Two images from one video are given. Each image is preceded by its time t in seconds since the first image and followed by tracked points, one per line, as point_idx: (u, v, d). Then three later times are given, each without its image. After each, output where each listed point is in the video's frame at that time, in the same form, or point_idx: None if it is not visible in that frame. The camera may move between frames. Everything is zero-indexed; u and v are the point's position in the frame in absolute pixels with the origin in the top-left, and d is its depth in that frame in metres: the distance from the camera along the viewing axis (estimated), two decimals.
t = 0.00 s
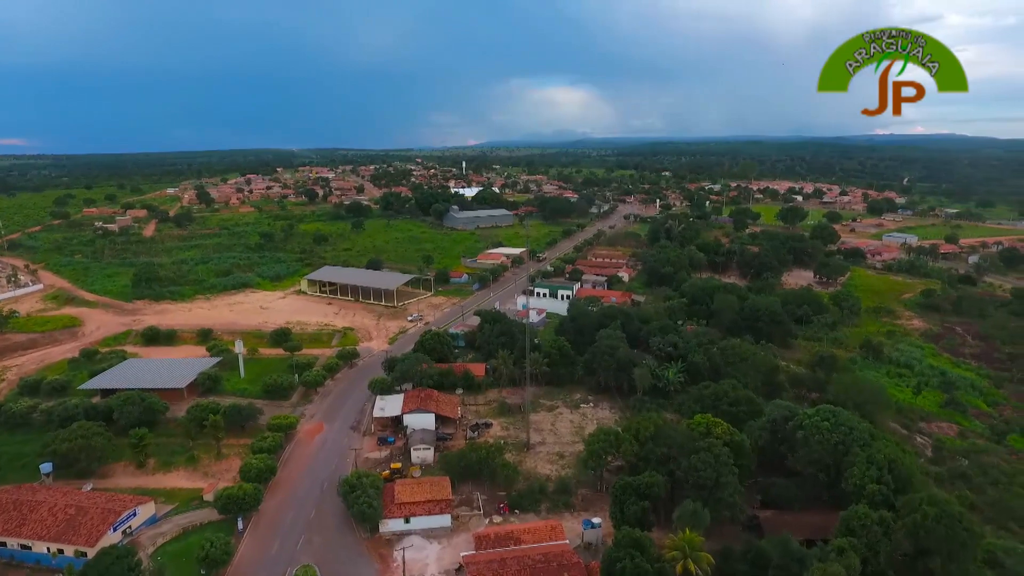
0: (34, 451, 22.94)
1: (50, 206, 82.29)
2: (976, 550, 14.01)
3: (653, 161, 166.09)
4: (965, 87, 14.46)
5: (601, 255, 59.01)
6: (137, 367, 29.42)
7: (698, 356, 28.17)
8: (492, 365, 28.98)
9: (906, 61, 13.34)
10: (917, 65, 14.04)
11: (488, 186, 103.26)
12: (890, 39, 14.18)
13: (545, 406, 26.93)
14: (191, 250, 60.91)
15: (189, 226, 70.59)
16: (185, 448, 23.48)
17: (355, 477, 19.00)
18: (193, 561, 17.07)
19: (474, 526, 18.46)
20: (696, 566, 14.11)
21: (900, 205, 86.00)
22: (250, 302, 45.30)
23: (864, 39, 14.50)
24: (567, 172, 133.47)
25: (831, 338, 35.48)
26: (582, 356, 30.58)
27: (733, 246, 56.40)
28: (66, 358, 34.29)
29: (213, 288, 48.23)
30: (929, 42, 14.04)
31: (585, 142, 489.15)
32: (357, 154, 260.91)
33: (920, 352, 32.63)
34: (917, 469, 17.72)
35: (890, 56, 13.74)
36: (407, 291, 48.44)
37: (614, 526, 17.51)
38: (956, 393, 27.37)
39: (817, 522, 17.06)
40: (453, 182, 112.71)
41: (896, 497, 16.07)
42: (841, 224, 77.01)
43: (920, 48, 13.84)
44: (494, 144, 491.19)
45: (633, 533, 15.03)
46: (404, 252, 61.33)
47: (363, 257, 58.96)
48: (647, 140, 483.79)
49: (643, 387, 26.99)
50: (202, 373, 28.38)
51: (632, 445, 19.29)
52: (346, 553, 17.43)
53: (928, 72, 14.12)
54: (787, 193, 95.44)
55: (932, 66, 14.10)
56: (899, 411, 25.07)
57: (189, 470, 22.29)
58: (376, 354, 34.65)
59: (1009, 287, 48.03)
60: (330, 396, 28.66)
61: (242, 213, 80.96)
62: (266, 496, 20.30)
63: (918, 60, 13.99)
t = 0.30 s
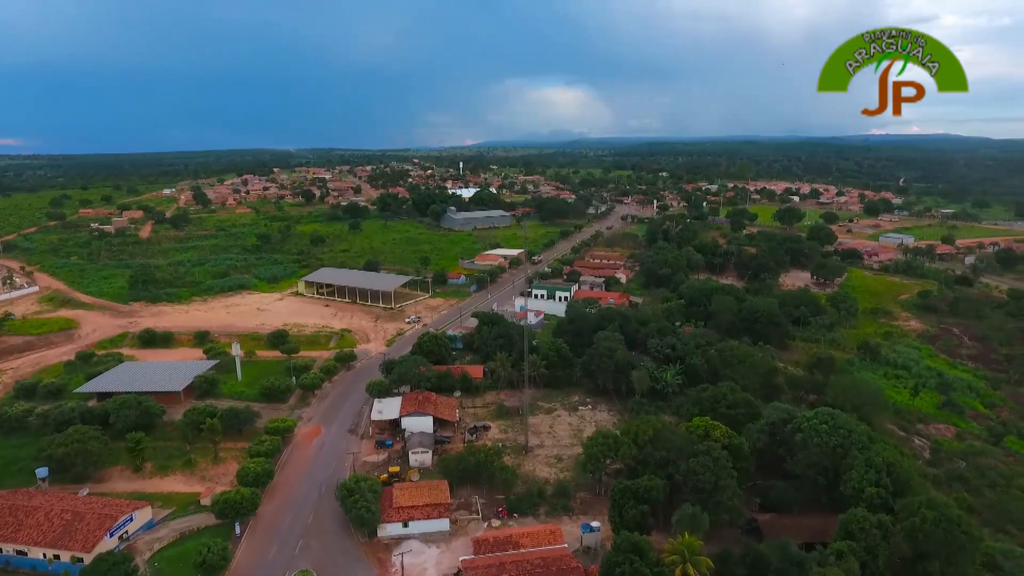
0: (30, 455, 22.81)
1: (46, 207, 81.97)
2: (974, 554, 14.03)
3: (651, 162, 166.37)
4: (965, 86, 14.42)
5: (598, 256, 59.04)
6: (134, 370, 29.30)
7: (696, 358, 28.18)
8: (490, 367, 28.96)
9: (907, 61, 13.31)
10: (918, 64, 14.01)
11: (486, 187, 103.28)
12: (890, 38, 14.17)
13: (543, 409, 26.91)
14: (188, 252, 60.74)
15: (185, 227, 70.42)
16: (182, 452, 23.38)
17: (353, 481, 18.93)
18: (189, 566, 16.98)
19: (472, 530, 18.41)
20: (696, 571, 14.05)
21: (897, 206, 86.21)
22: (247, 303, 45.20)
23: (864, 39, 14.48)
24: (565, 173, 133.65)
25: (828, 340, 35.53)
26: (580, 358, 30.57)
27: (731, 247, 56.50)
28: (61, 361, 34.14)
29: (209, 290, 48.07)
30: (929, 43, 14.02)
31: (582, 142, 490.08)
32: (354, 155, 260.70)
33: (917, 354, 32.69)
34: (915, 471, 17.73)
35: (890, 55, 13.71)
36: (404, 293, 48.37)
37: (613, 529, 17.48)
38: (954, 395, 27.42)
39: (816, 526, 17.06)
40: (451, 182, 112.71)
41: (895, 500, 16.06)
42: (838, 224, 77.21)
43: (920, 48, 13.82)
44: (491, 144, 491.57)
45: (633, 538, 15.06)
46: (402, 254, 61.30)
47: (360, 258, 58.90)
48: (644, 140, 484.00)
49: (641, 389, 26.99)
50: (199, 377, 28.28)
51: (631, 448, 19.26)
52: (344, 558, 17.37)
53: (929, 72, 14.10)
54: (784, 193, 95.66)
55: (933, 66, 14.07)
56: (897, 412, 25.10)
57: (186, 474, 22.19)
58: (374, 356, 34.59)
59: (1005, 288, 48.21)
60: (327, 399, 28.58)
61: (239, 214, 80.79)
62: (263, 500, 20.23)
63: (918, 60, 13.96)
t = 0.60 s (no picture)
0: (25, 460, 22.67)
1: (40, 208, 81.51)
2: (973, 556, 14.09)
3: (647, 162, 166.58)
4: (966, 87, 14.43)
5: (596, 257, 59.04)
6: (130, 373, 29.16)
7: (694, 360, 28.19)
8: (488, 370, 28.92)
9: (906, 61, 13.33)
10: (918, 63, 14.03)
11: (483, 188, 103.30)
12: (890, 38, 14.18)
13: (541, 411, 26.91)
14: (184, 253, 60.52)
15: (181, 228, 70.15)
16: (178, 456, 23.26)
17: (351, 485, 18.86)
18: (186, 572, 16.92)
19: (471, 535, 18.35)
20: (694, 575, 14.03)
21: (893, 207, 86.32)
22: (243, 306, 45.04)
23: (864, 39, 14.50)
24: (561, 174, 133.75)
25: (825, 341, 35.59)
26: (578, 360, 30.55)
27: (728, 249, 56.56)
28: (56, 364, 33.95)
29: (206, 292, 47.90)
30: (929, 43, 14.04)
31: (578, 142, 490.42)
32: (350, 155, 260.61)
33: (914, 355, 32.76)
34: (913, 474, 17.75)
35: (890, 55, 13.71)
36: (401, 294, 48.30)
37: (611, 533, 17.46)
38: (950, 396, 27.48)
39: (814, 529, 17.08)
40: (447, 183, 112.60)
41: (893, 503, 16.10)
42: (834, 225, 77.33)
43: (920, 47, 13.84)
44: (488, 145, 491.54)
45: (631, 542, 15.11)
46: (399, 255, 61.20)
47: (357, 259, 58.78)
48: (641, 141, 484.41)
49: (639, 391, 26.98)
50: (195, 380, 28.14)
51: (629, 452, 19.24)
52: (342, 563, 17.30)
53: (929, 72, 14.10)
54: (781, 194, 95.83)
55: (932, 65, 14.08)
56: (894, 414, 25.15)
57: (183, 478, 22.08)
58: (371, 358, 34.51)
59: (1000, 289, 48.34)
60: (325, 402, 28.51)
61: (235, 215, 80.58)
62: (261, 504, 20.16)
63: (919, 59, 13.97)
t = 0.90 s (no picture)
0: (19, 465, 22.54)
1: (34, 209, 81.06)
2: (970, 559, 14.19)
3: (644, 162, 166.78)
4: (966, 87, 14.45)
5: (592, 258, 59.05)
6: (125, 377, 28.99)
7: (691, 362, 28.21)
8: (484, 372, 28.86)
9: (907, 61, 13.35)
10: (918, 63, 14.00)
11: (479, 188, 103.27)
12: (890, 39, 14.20)
13: (538, 413, 26.87)
14: (178, 255, 60.20)
15: (176, 230, 69.87)
16: (174, 460, 23.15)
17: (348, 489, 18.79)
18: None
19: (468, 539, 18.30)
20: None
21: (888, 208, 86.67)
22: (239, 308, 44.91)
23: (864, 39, 14.54)
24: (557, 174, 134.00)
25: (821, 343, 35.67)
26: (575, 362, 30.53)
27: (724, 250, 56.64)
28: (50, 367, 33.75)
29: (201, 294, 47.67)
30: (929, 43, 14.09)
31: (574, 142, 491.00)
32: (346, 155, 260.38)
33: (910, 356, 32.87)
34: (910, 476, 17.80)
35: (890, 55, 13.72)
36: (397, 296, 48.19)
37: (609, 537, 17.43)
38: (946, 397, 27.57)
39: (811, 531, 17.09)
40: (443, 184, 112.46)
41: (890, 505, 16.15)
42: (829, 226, 77.57)
43: (920, 47, 13.84)
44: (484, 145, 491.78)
45: (629, 546, 15.05)
46: (395, 256, 61.13)
47: (353, 261, 58.67)
48: (637, 141, 484.85)
49: (636, 393, 26.96)
50: (190, 383, 28.01)
51: (626, 455, 19.22)
52: (339, 567, 17.22)
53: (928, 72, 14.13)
54: (776, 194, 96.09)
55: (931, 65, 14.11)
56: (891, 415, 25.21)
57: (178, 483, 21.97)
58: (367, 360, 34.40)
59: (995, 289, 48.58)
60: (321, 404, 28.41)
61: (230, 216, 80.29)
62: (257, 508, 20.06)
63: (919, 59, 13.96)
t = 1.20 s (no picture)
0: (7, 471, 22.27)
1: (21, 210, 80.21)
2: (960, 560, 14.35)
3: (635, 162, 167.26)
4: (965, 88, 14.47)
5: (584, 259, 59.12)
6: (115, 380, 28.74)
7: (684, 363, 28.29)
8: (478, 375, 28.82)
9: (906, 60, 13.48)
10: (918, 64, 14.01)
11: (470, 189, 103.20)
12: (889, 39, 14.18)
13: (531, 415, 26.86)
14: (168, 256, 59.74)
15: (165, 231, 69.35)
16: (164, 465, 22.95)
17: (341, 493, 18.72)
18: None
19: (462, 542, 18.25)
20: None
21: (877, 207, 87.34)
22: (229, 310, 44.61)
23: (865, 39, 14.71)
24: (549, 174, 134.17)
25: (812, 343, 35.88)
26: (568, 363, 30.54)
27: (715, 250, 56.88)
28: (38, 371, 33.39)
29: (191, 296, 47.33)
30: (929, 43, 14.23)
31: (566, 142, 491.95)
32: (336, 155, 259.63)
33: (900, 356, 33.13)
34: (901, 476, 17.93)
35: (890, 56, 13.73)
36: (390, 298, 48.02)
37: (603, 540, 17.43)
38: (936, 397, 27.79)
39: (804, 532, 17.16)
40: (434, 184, 112.31)
41: (882, 506, 16.27)
42: (820, 226, 78.09)
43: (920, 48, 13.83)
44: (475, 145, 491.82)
45: (623, 550, 15.05)
46: (387, 258, 60.93)
47: (345, 262, 58.45)
48: (627, 140, 486.50)
49: (629, 395, 26.99)
50: (181, 387, 27.78)
51: (620, 457, 19.23)
52: (332, 573, 17.14)
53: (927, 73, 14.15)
54: (767, 194, 96.63)
55: (930, 65, 14.13)
56: (881, 416, 25.41)
57: (169, 487, 21.79)
58: (359, 363, 34.24)
59: (983, 289, 49.09)
60: (314, 407, 28.27)
61: (221, 217, 79.79)
62: (249, 513, 19.92)
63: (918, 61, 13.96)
